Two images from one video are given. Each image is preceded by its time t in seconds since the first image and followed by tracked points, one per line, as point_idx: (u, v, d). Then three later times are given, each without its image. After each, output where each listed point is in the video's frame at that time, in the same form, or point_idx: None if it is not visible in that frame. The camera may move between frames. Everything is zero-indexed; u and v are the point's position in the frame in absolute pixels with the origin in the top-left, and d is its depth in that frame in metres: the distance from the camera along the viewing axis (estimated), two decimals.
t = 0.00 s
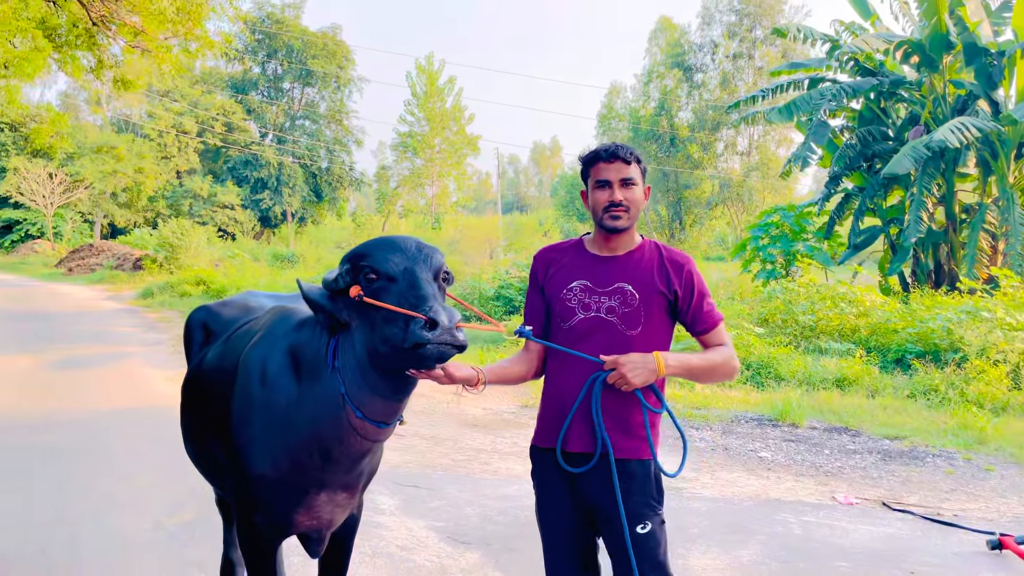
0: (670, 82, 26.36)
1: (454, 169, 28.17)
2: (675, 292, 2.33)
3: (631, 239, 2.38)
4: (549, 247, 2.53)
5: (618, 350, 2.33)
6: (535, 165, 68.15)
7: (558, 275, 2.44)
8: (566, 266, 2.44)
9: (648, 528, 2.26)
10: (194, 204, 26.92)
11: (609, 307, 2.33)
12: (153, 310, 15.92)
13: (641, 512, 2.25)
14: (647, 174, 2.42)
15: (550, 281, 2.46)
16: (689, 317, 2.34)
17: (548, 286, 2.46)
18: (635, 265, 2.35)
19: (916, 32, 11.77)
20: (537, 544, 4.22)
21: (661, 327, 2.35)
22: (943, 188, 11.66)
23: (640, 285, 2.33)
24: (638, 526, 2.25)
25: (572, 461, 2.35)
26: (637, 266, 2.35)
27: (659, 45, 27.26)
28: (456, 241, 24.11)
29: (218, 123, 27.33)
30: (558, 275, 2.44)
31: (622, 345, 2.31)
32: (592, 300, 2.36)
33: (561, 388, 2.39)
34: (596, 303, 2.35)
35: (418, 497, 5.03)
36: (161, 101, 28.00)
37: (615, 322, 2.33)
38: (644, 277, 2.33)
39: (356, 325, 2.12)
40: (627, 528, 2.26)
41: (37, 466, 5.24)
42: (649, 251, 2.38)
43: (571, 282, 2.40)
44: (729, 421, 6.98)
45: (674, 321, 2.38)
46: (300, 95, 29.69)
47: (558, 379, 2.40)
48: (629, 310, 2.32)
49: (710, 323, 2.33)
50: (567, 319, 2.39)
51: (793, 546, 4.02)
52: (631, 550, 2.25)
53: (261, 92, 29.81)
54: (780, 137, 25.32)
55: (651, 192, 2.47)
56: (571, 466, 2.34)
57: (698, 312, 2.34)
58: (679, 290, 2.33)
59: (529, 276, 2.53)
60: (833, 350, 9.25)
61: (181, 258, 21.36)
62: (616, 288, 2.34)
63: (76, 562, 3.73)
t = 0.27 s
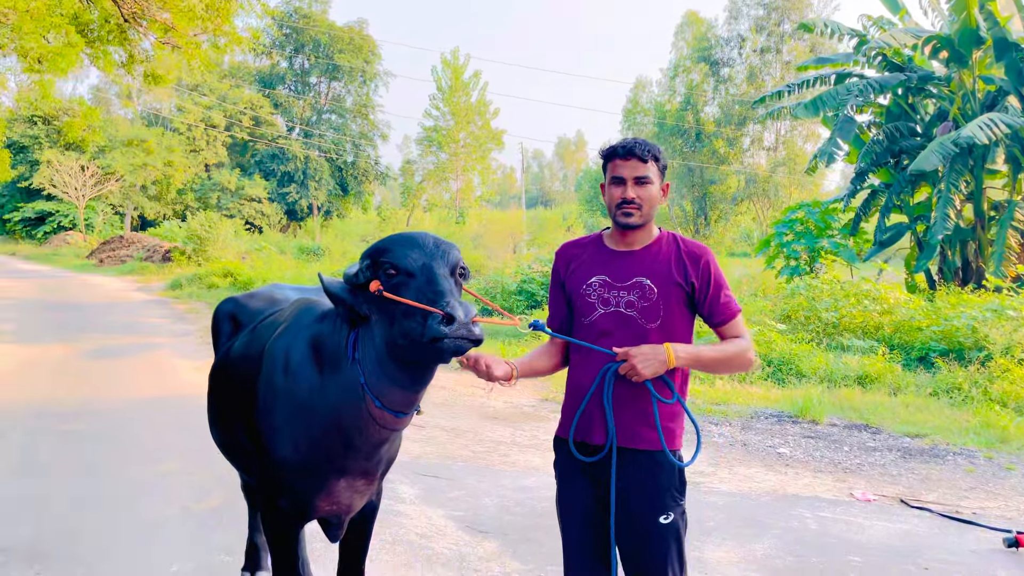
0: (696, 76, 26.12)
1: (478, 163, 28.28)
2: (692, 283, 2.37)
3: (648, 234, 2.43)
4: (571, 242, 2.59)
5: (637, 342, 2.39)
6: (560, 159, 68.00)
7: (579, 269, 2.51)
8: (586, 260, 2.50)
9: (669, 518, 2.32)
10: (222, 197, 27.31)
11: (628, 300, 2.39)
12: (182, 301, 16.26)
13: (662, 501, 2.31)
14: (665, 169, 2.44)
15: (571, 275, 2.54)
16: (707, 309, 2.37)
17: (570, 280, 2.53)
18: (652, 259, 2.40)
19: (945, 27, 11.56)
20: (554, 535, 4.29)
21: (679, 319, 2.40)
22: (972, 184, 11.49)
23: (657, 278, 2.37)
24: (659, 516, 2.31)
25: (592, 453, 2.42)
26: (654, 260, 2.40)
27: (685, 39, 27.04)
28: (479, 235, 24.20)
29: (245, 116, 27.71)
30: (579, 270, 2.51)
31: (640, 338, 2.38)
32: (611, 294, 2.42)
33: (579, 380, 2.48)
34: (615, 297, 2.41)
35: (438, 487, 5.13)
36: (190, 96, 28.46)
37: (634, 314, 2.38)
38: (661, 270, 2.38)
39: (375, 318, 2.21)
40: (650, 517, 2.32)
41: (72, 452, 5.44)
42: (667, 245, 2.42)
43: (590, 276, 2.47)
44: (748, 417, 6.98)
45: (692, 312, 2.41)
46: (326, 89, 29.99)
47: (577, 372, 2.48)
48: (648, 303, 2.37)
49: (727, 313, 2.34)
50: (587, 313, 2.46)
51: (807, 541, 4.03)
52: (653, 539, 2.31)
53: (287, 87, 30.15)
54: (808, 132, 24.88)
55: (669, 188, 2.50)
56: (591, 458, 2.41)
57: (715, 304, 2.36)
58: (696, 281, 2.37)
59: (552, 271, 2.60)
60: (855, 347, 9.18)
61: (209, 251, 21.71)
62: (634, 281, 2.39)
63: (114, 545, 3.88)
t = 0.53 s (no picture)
0: (717, 71, 25.91)
1: (497, 157, 28.36)
2: (698, 275, 2.41)
3: (657, 226, 2.49)
4: (585, 235, 2.66)
5: (644, 332, 2.45)
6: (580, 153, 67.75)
7: (590, 261, 2.58)
8: (597, 253, 2.57)
9: (675, 500, 2.39)
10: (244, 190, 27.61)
11: (636, 292, 2.45)
12: (203, 293, 16.53)
13: (668, 485, 2.37)
14: (675, 165, 2.49)
15: (583, 267, 2.61)
16: (712, 300, 2.40)
17: (581, 272, 2.60)
18: (659, 251, 2.45)
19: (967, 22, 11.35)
20: (561, 523, 4.37)
21: (686, 310, 2.44)
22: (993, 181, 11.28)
23: (664, 270, 2.43)
24: (666, 498, 2.37)
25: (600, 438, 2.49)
26: (662, 252, 2.45)
27: (706, 33, 26.82)
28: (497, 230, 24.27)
29: (266, 110, 28.00)
30: (590, 262, 2.58)
31: (647, 328, 2.44)
32: (619, 286, 2.48)
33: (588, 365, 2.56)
34: (623, 288, 2.47)
35: (449, 475, 5.23)
36: (213, 89, 28.80)
37: (642, 305, 2.45)
38: (668, 262, 2.43)
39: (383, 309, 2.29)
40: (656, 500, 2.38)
41: (97, 437, 5.62)
42: (675, 237, 2.47)
43: (600, 268, 2.53)
44: (760, 412, 6.99)
45: (698, 304, 2.46)
46: (347, 83, 30.20)
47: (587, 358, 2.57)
48: (655, 295, 2.43)
49: (728, 306, 2.38)
50: (597, 304, 2.53)
51: (811, 532, 4.07)
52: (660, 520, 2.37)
53: (308, 81, 30.32)
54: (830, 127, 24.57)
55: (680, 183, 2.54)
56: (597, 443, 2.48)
57: (720, 295, 2.39)
58: (701, 273, 2.41)
59: (566, 263, 2.68)
60: (870, 343, 9.13)
61: (230, 243, 22.00)
62: (641, 273, 2.45)
63: (137, 526, 4.04)
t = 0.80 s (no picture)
0: (733, 66, 25.68)
1: (512, 153, 28.40)
2: (698, 274, 2.45)
3: (661, 225, 2.53)
4: (590, 232, 2.71)
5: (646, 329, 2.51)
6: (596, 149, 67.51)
7: (595, 259, 2.63)
8: (602, 251, 2.61)
9: (675, 488, 2.43)
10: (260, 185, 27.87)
11: (639, 290, 2.50)
12: (219, 287, 16.74)
13: (668, 473, 2.42)
14: (681, 165, 2.54)
15: (587, 265, 2.66)
16: (712, 299, 2.44)
17: (586, 269, 2.65)
18: (661, 249, 2.49)
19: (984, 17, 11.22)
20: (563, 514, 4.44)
21: (687, 310, 2.49)
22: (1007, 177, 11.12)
23: (666, 269, 2.47)
24: (667, 485, 2.42)
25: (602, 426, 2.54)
26: (665, 250, 2.49)
27: (722, 27, 26.62)
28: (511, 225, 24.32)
29: (283, 106, 28.19)
30: (595, 259, 2.63)
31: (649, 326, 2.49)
32: (623, 284, 2.53)
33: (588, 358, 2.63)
34: (626, 287, 2.52)
35: (455, 467, 5.31)
36: (230, 85, 29.04)
37: (644, 304, 2.50)
38: (670, 261, 2.47)
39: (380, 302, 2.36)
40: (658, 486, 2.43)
41: (113, 427, 5.76)
42: (677, 236, 2.51)
43: (604, 266, 2.58)
44: (766, 407, 7.01)
45: (698, 302, 2.50)
46: (362, 78, 30.34)
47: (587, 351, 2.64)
48: (657, 294, 2.48)
49: (723, 306, 2.43)
50: (601, 301, 2.58)
51: (811, 525, 4.10)
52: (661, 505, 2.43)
53: (325, 76, 30.38)
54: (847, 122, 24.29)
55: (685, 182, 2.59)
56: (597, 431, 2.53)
57: (721, 294, 2.44)
58: (702, 272, 2.45)
59: (572, 259, 2.73)
60: (879, 340, 9.11)
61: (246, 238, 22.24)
62: (644, 272, 2.50)
63: (148, 513, 4.16)
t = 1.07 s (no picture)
0: (745, 62, 25.54)
1: (524, 150, 28.40)
2: (689, 275, 2.46)
3: (655, 226, 2.54)
4: (587, 232, 2.73)
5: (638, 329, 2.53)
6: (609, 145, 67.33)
7: (591, 258, 2.65)
8: (597, 251, 2.64)
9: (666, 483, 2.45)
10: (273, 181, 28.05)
11: (631, 291, 2.53)
12: (231, 283, 16.89)
13: (658, 468, 2.43)
14: (675, 165, 2.55)
15: (583, 264, 2.69)
16: (704, 299, 2.45)
17: (582, 268, 2.68)
18: (654, 250, 2.50)
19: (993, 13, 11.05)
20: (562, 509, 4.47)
21: (679, 310, 2.50)
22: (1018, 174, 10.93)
23: (658, 270, 2.48)
24: (657, 481, 2.43)
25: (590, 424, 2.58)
26: (658, 252, 2.50)
27: (735, 23, 26.44)
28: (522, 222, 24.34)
29: (295, 103, 28.34)
30: (590, 259, 2.65)
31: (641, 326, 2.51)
32: (617, 284, 2.55)
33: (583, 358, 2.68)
34: (620, 287, 2.55)
35: (456, 462, 5.36)
36: (243, 83, 29.23)
37: (637, 304, 2.52)
38: (661, 262, 2.49)
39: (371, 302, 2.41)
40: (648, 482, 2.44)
41: (122, 421, 5.86)
42: (671, 236, 2.52)
43: (599, 266, 2.61)
44: (770, 405, 7.00)
45: (690, 301, 2.51)
46: (375, 76, 30.42)
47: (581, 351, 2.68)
48: (649, 294, 2.50)
49: (714, 307, 2.43)
50: (596, 300, 2.61)
51: (807, 523, 4.10)
52: (653, 500, 2.43)
53: (337, 73, 30.54)
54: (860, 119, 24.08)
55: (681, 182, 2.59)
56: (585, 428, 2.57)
57: (711, 295, 2.44)
58: (693, 272, 2.46)
59: (570, 258, 2.76)
60: (886, 337, 9.06)
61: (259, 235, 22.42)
62: (637, 273, 2.52)
63: (152, 505, 4.25)
